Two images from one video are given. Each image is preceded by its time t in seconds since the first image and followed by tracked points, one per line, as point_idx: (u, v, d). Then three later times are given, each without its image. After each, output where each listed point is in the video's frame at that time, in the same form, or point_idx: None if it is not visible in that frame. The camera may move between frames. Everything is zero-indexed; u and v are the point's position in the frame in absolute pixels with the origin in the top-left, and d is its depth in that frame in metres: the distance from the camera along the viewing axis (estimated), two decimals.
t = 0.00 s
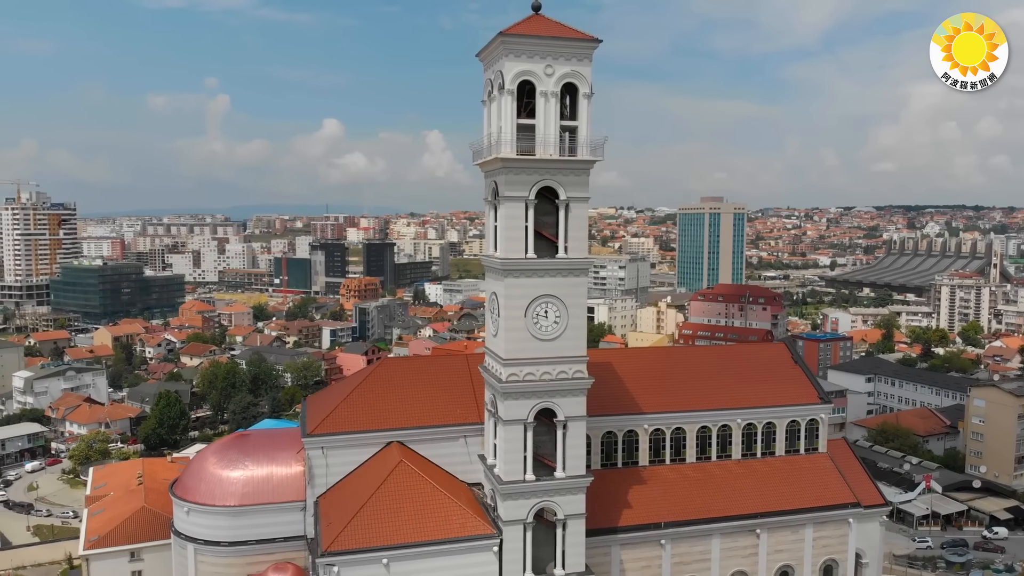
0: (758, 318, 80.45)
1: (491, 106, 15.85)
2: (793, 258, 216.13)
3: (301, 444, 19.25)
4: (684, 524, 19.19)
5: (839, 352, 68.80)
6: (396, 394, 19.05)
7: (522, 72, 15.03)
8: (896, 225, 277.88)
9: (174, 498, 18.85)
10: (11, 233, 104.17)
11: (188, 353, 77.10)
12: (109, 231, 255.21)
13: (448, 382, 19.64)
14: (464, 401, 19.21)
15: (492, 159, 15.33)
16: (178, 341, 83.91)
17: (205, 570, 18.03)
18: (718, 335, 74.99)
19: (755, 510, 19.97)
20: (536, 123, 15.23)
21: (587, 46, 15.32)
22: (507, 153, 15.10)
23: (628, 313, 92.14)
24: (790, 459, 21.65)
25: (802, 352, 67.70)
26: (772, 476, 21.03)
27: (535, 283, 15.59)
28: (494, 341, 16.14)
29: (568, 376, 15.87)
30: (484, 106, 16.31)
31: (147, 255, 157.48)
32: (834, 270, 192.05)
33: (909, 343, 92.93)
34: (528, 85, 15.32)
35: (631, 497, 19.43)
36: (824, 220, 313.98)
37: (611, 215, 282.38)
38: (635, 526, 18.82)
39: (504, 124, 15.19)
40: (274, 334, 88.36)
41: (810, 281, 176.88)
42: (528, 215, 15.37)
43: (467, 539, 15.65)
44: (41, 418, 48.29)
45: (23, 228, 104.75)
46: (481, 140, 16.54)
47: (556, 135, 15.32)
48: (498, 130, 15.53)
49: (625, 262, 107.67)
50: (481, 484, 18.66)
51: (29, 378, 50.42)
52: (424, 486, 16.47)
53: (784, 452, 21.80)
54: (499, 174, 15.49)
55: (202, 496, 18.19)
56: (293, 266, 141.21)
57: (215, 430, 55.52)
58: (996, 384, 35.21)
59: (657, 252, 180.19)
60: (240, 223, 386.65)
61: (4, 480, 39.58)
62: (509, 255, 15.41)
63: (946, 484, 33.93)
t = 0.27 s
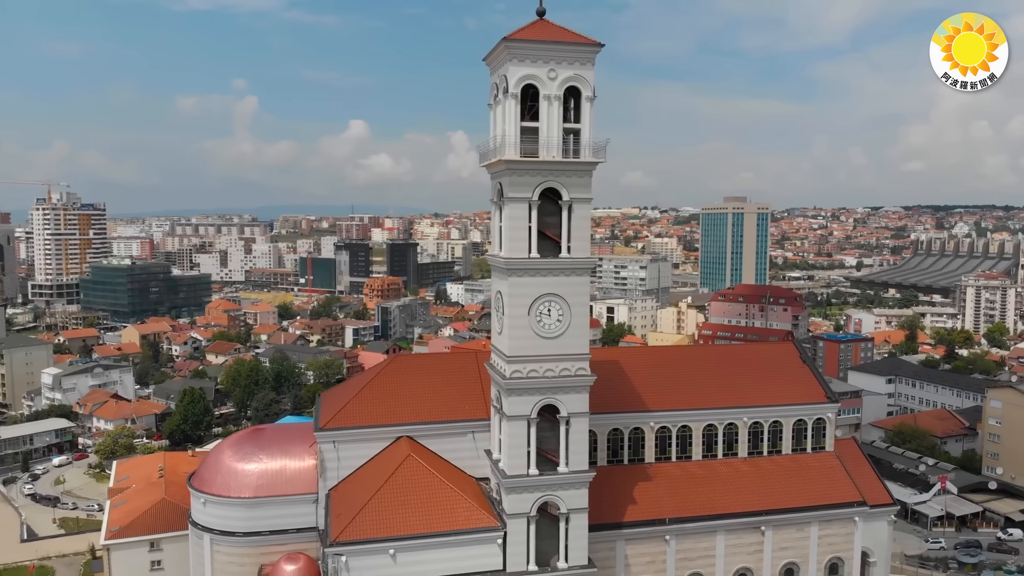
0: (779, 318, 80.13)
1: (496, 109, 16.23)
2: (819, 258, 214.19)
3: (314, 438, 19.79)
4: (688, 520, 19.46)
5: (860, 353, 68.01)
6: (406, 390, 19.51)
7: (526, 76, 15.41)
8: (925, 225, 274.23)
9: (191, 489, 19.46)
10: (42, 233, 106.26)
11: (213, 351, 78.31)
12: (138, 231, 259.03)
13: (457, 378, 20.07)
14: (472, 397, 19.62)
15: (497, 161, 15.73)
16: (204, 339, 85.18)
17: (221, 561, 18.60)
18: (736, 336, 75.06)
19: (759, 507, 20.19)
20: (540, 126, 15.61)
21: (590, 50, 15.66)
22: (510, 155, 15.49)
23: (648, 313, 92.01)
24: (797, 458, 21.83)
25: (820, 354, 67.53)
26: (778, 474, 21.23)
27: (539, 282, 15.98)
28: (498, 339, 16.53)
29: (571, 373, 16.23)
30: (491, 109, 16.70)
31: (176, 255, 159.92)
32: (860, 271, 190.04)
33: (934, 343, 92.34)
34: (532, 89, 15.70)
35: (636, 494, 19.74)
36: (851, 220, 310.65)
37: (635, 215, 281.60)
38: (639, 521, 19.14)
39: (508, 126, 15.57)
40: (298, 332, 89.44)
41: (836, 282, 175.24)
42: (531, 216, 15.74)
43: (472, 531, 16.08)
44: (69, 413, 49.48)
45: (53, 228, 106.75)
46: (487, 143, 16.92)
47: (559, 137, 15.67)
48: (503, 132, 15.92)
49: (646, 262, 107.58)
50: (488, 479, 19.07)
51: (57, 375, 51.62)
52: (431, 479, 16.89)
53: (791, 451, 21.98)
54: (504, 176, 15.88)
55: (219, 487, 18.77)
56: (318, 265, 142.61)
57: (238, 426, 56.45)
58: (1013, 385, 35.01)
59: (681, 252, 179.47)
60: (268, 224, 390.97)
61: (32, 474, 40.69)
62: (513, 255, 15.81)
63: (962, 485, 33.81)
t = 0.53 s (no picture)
0: (797, 319, 79.82)
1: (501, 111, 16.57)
2: (841, 258, 212.55)
3: (325, 433, 20.24)
4: (692, 517, 19.71)
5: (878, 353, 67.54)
6: (415, 386, 19.92)
7: (530, 80, 15.76)
8: (949, 225, 271.19)
9: (207, 482, 19.99)
10: (68, 233, 107.97)
11: (235, 349, 79.38)
12: (162, 231, 262.16)
13: (465, 375, 20.43)
14: (480, 394, 19.99)
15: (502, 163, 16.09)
16: (226, 338, 86.32)
17: (234, 552, 19.11)
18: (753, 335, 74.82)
19: (763, 504, 20.40)
20: (544, 129, 15.95)
21: (593, 53, 15.97)
22: (514, 157, 15.84)
23: (666, 313, 91.94)
24: (802, 456, 21.99)
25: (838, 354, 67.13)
26: (783, 472, 21.41)
27: (542, 281, 16.32)
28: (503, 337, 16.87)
29: (574, 371, 16.54)
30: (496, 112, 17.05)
31: (199, 255, 161.93)
32: (882, 271, 188.32)
33: (954, 344, 91.64)
34: (536, 92, 16.05)
35: (641, 490, 20.02)
36: (874, 220, 307.82)
37: (656, 215, 280.89)
38: (644, 517, 19.42)
39: (512, 129, 15.92)
40: (318, 331, 90.38)
41: (857, 283, 173.87)
42: (535, 216, 16.09)
43: (477, 525, 16.47)
44: (92, 410, 50.46)
45: (79, 228, 108.44)
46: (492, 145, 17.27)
47: (563, 139, 16.01)
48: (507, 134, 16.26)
49: (664, 262, 107.52)
50: (495, 475, 19.44)
51: (81, 372, 52.61)
52: (437, 474, 17.27)
53: (797, 449, 22.15)
54: (509, 178, 16.22)
55: (233, 481, 19.29)
56: (339, 265, 143.74)
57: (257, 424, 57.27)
58: None
59: (701, 252, 178.80)
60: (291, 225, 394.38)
61: (56, 469, 41.61)
62: (517, 255, 16.17)
63: (975, 486, 33.76)
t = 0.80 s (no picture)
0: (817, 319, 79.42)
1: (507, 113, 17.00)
2: (866, 258, 210.52)
3: (337, 428, 20.78)
4: (697, 512, 20.02)
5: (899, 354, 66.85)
6: (426, 382, 20.41)
7: (534, 84, 16.17)
8: (977, 225, 267.43)
9: (224, 474, 20.62)
10: (96, 232, 109.86)
11: (258, 347, 80.48)
12: (189, 231, 265.51)
13: (476, 371, 20.89)
14: (488, 389, 20.44)
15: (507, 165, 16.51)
16: (249, 336, 87.50)
17: (250, 542, 19.71)
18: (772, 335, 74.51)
19: (767, 500, 20.64)
20: (548, 131, 16.36)
21: (596, 57, 16.36)
22: (519, 159, 16.26)
23: (685, 313, 91.79)
24: (808, 454, 22.20)
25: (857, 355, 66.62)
26: (788, 469, 21.64)
27: (546, 279, 16.74)
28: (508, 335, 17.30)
29: (577, 367, 16.94)
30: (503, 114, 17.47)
31: (225, 254, 164.04)
32: (908, 272, 186.20)
33: (978, 345, 90.69)
34: (540, 95, 16.44)
35: (647, 486, 20.36)
36: (901, 220, 304.23)
37: (679, 215, 279.83)
38: (648, 513, 19.76)
39: (517, 132, 16.34)
40: (340, 330, 91.33)
41: (882, 283, 172.16)
42: (539, 216, 16.50)
43: (482, 517, 16.90)
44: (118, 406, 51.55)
45: (107, 227, 110.28)
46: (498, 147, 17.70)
47: (566, 141, 16.41)
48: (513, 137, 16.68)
49: (684, 262, 107.34)
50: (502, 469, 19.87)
51: (108, 368, 53.68)
52: (445, 467, 17.74)
53: (803, 447, 22.36)
54: (514, 179, 16.64)
55: (248, 473, 19.89)
56: (362, 265, 144.84)
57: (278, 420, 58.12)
58: None
59: (724, 252, 177.91)
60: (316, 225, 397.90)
61: (82, 463, 42.63)
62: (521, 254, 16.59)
63: (989, 487, 33.72)
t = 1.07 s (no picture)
0: (834, 319, 79.13)
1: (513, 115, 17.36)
2: (888, 259, 208.72)
3: (348, 423, 21.26)
4: (701, 509, 20.28)
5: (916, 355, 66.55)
6: (435, 378, 20.82)
7: (539, 87, 16.53)
8: (1002, 226, 264.16)
9: (238, 467, 21.14)
10: (120, 231, 111.47)
11: (277, 346, 81.41)
12: (212, 231, 268.21)
13: (485, 368, 21.28)
14: (496, 386, 20.81)
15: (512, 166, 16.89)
16: (269, 335, 88.50)
17: (263, 534, 20.23)
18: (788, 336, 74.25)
19: (771, 497, 20.86)
20: (552, 133, 16.72)
21: (599, 61, 16.70)
22: (523, 160, 16.64)
23: (702, 313, 91.68)
24: (813, 452, 22.39)
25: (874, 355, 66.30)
26: (792, 467, 21.85)
27: (550, 278, 17.10)
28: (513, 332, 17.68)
29: (580, 364, 17.28)
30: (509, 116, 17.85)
31: (246, 253, 165.72)
32: (930, 272, 184.28)
33: (998, 346, 89.97)
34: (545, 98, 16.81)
35: (651, 483, 20.66)
36: (924, 220, 301.06)
37: (698, 215, 278.73)
38: (652, 508, 20.06)
39: (522, 134, 16.71)
40: (358, 329, 92.13)
41: (904, 284, 170.65)
42: (543, 216, 16.86)
43: (487, 510, 17.28)
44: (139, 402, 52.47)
45: (131, 227, 111.87)
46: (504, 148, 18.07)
47: (570, 142, 16.75)
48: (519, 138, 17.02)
49: (702, 262, 107.13)
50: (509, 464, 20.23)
51: (130, 365, 54.67)
52: (452, 462, 18.13)
53: (808, 445, 22.55)
54: (519, 180, 17.00)
55: (262, 466, 20.41)
56: (381, 265, 145.73)
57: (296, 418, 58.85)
58: None
59: (743, 252, 177.04)
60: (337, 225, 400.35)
61: (103, 458, 43.50)
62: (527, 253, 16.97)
63: (1002, 487, 33.64)
